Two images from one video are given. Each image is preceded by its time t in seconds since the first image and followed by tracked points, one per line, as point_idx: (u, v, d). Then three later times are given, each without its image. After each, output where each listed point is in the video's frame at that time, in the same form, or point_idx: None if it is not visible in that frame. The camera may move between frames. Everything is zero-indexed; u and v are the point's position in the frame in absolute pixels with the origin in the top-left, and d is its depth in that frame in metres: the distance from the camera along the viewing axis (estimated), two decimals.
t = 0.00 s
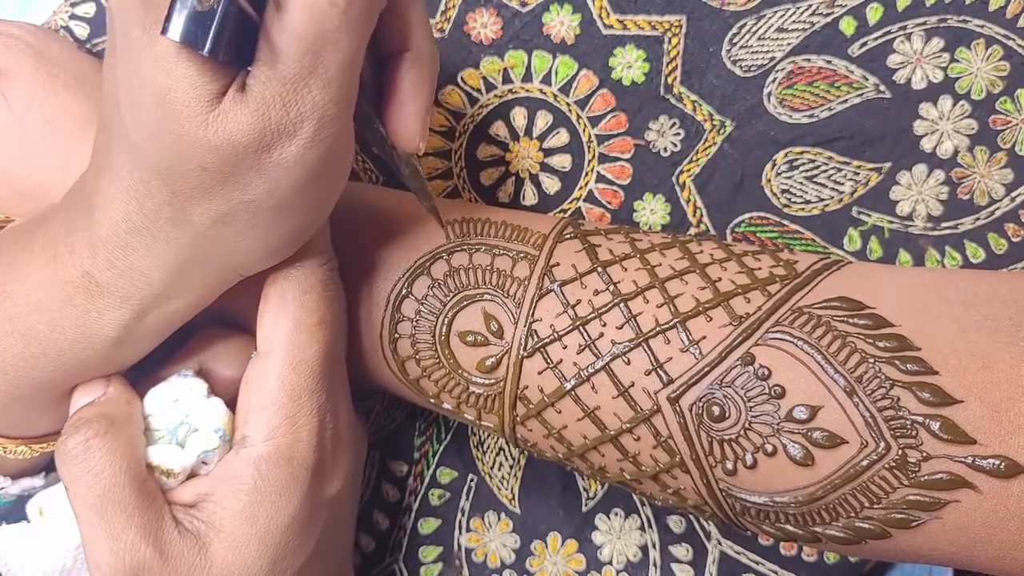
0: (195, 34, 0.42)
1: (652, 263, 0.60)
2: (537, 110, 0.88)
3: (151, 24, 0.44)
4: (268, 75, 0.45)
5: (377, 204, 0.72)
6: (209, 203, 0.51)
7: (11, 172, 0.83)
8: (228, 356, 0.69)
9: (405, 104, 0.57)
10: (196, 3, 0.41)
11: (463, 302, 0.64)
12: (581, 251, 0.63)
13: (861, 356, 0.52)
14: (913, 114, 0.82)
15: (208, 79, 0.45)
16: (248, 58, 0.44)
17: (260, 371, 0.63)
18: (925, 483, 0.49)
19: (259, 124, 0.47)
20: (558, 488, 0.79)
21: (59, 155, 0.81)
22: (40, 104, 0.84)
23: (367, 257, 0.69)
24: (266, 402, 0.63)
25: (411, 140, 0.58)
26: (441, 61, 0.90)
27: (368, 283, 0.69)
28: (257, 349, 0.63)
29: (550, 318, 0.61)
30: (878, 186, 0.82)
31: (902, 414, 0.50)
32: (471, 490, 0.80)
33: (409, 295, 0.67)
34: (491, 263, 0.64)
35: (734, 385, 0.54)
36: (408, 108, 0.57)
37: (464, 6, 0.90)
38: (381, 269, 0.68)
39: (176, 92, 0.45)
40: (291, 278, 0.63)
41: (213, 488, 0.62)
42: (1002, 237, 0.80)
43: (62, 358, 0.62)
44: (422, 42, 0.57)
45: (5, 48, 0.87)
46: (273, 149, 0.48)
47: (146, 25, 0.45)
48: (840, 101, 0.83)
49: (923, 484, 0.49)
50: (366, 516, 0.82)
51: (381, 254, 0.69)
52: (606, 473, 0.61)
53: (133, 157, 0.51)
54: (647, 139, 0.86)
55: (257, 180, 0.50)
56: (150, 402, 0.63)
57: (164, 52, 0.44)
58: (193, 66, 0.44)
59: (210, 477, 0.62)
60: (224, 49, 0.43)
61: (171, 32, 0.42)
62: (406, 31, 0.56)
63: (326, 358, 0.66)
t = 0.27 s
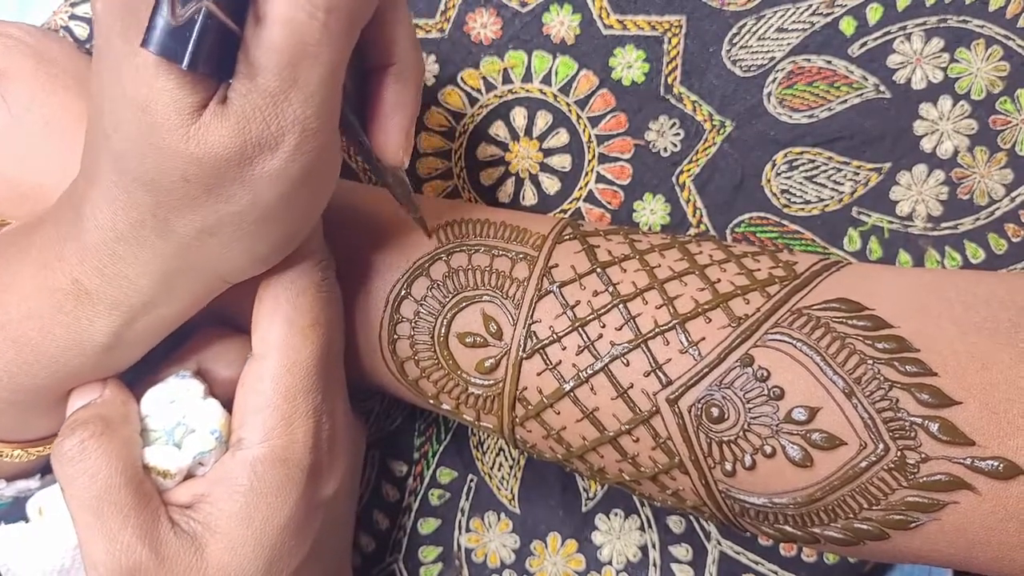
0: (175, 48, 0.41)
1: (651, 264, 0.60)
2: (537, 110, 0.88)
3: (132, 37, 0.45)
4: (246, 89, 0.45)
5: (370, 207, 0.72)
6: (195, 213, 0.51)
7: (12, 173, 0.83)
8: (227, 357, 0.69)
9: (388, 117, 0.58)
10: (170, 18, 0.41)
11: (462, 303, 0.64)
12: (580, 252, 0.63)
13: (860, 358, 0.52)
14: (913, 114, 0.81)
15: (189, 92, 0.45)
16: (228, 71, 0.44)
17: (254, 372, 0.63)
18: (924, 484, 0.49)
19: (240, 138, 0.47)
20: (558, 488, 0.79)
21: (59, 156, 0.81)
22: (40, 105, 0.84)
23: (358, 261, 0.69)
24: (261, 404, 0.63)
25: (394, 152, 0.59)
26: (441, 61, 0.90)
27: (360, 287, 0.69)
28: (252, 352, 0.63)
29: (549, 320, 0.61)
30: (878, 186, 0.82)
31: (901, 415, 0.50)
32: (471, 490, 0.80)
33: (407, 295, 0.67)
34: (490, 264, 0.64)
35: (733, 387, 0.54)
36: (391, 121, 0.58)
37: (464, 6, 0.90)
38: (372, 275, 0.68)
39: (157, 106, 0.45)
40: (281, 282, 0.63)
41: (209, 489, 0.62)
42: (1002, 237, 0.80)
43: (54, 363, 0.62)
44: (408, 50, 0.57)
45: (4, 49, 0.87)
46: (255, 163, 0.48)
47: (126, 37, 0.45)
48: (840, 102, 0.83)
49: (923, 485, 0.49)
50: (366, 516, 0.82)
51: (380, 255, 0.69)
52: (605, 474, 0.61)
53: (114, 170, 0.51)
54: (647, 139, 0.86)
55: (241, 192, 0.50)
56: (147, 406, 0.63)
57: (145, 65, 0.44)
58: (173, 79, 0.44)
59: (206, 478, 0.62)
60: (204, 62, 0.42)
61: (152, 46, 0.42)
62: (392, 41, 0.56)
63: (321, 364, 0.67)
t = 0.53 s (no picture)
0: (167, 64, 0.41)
1: (652, 261, 0.60)
2: (537, 109, 0.88)
3: (125, 50, 0.44)
4: (238, 103, 0.44)
5: (370, 212, 0.72)
6: (191, 225, 0.51)
7: (12, 173, 0.83)
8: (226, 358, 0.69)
9: (384, 132, 0.58)
10: (159, 38, 0.41)
11: (462, 301, 0.64)
12: (581, 250, 0.63)
13: (861, 354, 0.52)
14: (913, 113, 0.82)
15: (181, 107, 0.44)
16: (220, 86, 0.44)
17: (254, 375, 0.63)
18: (925, 481, 0.49)
19: (232, 153, 0.46)
20: (558, 488, 0.79)
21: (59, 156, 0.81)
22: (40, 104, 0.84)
23: (359, 271, 0.69)
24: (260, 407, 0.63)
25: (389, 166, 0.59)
26: (441, 61, 0.90)
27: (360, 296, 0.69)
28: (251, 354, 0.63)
29: (550, 317, 0.61)
30: (878, 185, 0.82)
31: (902, 411, 0.50)
32: (471, 490, 0.80)
33: (408, 294, 0.67)
34: (491, 263, 0.64)
35: (734, 384, 0.54)
36: (387, 136, 0.58)
37: (464, 6, 0.90)
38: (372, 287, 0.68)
39: (151, 120, 0.45)
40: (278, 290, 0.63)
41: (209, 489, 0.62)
42: (1002, 237, 0.80)
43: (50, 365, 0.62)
44: (404, 68, 0.56)
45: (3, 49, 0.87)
46: (246, 179, 0.48)
47: (118, 52, 0.45)
48: (840, 101, 0.83)
49: (924, 481, 0.49)
50: (366, 516, 0.82)
51: (380, 253, 0.69)
52: (606, 472, 0.61)
53: (110, 182, 0.51)
54: (647, 139, 0.86)
55: (234, 208, 0.50)
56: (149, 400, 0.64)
57: (139, 79, 0.44)
58: (166, 94, 0.44)
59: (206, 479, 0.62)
60: (196, 77, 0.42)
61: (145, 59, 0.42)
62: (387, 57, 0.55)
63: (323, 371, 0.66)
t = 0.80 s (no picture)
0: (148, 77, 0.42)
1: (651, 262, 0.60)
2: (537, 110, 0.88)
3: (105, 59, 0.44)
4: (223, 114, 0.44)
5: (367, 214, 0.71)
6: (182, 231, 0.51)
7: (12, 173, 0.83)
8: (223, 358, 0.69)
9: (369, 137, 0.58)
10: (141, 53, 0.41)
11: (461, 301, 0.64)
12: (580, 251, 0.63)
13: (860, 355, 0.52)
14: (913, 114, 0.82)
15: (166, 117, 0.45)
16: (204, 93, 0.44)
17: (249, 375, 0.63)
18: (924, 481, 0.49)
19: (217, 162, 0.46)
20: (558, 489, 0.79)
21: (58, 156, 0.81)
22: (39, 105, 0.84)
23: (350, 272, 0.69)
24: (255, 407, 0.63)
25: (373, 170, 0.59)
26: (441, 61, 0.90)
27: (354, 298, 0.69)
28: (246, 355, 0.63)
29: (549, 317, 0.61)
30: (878, 186, 0.82)
31: (901, 412, 0.50)
32: (471, 490, 0.80)
33: (407, 294, 0.67)
34: (490, 263, 0.64)
35: (733, 384, 0.54)
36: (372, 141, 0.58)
37: (464, 6, 0.90)
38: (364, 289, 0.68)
39: (134, 128, 0.45)
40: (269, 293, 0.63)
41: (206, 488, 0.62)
42: (1002, 237, 0.80)
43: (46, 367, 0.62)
44: (389, 70, 0.57)
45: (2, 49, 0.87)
46: (234, 187, 0.48)
47: (102, 62, 0.45)
48: (840, 101, 0.83)
49: (923, 482, 0.49)
50: (365, 516, 0.82)
51: (379, 254, 0.69)
52: (605, 472, 0.61)
53: (97, 190, 0.51)
54: (647, 139, 0.86)
55: (223, 214, 0.50)
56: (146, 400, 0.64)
57: (120, 90, 0.44)
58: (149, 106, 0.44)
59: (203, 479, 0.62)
60: (178, 85, 0.42)
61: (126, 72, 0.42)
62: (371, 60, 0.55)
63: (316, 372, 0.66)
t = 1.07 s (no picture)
0: (147, 94, 0.40)
1: (651, 262, 0.60)
2: (537, 110, 0.88)
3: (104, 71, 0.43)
4: (223, 132, 0.43)
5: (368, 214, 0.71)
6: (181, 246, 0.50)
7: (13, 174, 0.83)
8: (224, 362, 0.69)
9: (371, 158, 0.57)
10: (137, 71, 0.40)
11: (463, 302, 0.64)
12: (581, 251, 0.63)
13: (861, 356, 0.52)
14: (913, 114, 0.82)
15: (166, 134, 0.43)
16: (204, 111, 0.42)
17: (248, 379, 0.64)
18: (925, 482, 0.49)
19: (214, 180, 0.45)
20: (558, 489, 0.79)
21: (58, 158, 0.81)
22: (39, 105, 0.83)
23: (349, 280, 0.69)
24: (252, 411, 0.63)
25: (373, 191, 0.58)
26: (441, 61, 0.90)
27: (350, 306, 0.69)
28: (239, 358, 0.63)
29: (550, 318, 0.61)
30: (878, 186, 0.82)
31: (902, 413, 0.50)
32: (471, 490, 0.80)
33: (409, 294, 0.67)
34: (491, 264, 0.64)
35: (734, 385, 0.54)
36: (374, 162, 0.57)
37: (464, 6, 0.90)
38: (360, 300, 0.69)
39: (134, 143, 0.44)
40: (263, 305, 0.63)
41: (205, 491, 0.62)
42: (1002, 237, 0.80)
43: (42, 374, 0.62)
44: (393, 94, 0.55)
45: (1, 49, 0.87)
46: (232, 206, 0.47)
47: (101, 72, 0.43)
48: (840, 101, 0.83)
49: (924, 482, 0.49)
50: (366, 516, 0.82)
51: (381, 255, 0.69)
52: (605, 473, 0.61)
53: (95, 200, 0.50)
54: (647, 139, 0.86)
55: (219, 232, 0.49)
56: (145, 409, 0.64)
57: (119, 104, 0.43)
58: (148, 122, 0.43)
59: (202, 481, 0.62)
60: (177, 102, 0.41)
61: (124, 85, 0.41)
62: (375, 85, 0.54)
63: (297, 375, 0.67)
